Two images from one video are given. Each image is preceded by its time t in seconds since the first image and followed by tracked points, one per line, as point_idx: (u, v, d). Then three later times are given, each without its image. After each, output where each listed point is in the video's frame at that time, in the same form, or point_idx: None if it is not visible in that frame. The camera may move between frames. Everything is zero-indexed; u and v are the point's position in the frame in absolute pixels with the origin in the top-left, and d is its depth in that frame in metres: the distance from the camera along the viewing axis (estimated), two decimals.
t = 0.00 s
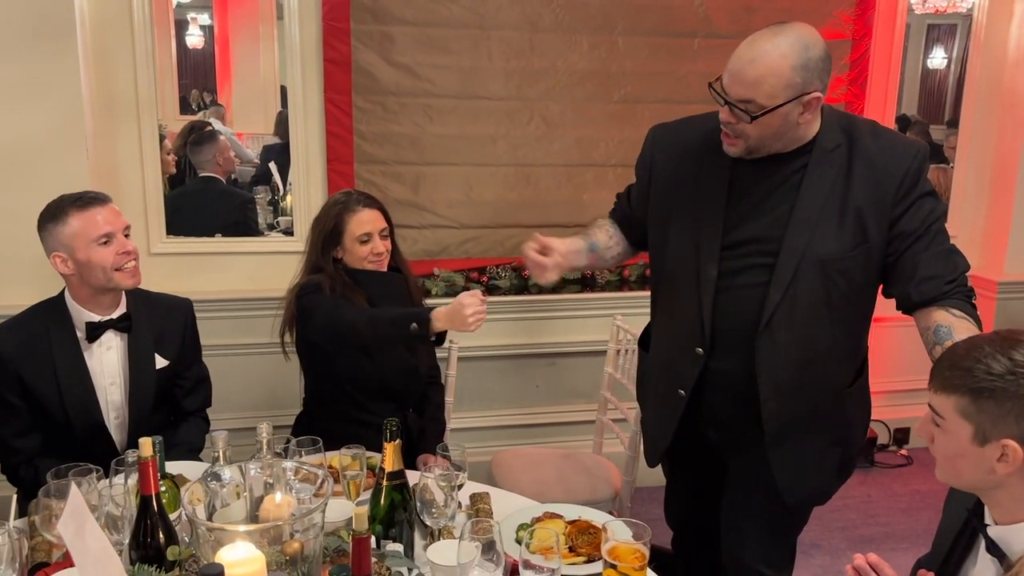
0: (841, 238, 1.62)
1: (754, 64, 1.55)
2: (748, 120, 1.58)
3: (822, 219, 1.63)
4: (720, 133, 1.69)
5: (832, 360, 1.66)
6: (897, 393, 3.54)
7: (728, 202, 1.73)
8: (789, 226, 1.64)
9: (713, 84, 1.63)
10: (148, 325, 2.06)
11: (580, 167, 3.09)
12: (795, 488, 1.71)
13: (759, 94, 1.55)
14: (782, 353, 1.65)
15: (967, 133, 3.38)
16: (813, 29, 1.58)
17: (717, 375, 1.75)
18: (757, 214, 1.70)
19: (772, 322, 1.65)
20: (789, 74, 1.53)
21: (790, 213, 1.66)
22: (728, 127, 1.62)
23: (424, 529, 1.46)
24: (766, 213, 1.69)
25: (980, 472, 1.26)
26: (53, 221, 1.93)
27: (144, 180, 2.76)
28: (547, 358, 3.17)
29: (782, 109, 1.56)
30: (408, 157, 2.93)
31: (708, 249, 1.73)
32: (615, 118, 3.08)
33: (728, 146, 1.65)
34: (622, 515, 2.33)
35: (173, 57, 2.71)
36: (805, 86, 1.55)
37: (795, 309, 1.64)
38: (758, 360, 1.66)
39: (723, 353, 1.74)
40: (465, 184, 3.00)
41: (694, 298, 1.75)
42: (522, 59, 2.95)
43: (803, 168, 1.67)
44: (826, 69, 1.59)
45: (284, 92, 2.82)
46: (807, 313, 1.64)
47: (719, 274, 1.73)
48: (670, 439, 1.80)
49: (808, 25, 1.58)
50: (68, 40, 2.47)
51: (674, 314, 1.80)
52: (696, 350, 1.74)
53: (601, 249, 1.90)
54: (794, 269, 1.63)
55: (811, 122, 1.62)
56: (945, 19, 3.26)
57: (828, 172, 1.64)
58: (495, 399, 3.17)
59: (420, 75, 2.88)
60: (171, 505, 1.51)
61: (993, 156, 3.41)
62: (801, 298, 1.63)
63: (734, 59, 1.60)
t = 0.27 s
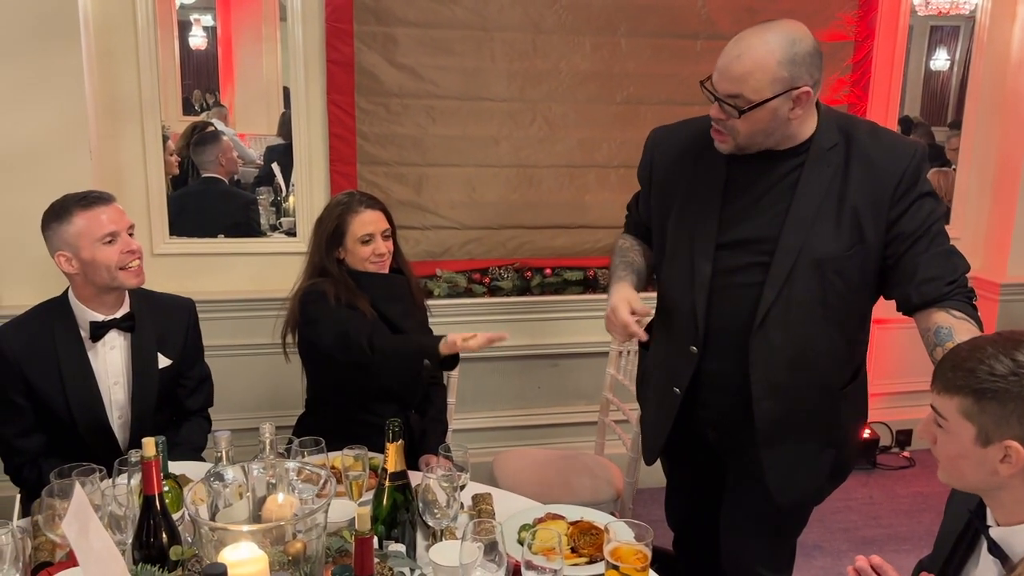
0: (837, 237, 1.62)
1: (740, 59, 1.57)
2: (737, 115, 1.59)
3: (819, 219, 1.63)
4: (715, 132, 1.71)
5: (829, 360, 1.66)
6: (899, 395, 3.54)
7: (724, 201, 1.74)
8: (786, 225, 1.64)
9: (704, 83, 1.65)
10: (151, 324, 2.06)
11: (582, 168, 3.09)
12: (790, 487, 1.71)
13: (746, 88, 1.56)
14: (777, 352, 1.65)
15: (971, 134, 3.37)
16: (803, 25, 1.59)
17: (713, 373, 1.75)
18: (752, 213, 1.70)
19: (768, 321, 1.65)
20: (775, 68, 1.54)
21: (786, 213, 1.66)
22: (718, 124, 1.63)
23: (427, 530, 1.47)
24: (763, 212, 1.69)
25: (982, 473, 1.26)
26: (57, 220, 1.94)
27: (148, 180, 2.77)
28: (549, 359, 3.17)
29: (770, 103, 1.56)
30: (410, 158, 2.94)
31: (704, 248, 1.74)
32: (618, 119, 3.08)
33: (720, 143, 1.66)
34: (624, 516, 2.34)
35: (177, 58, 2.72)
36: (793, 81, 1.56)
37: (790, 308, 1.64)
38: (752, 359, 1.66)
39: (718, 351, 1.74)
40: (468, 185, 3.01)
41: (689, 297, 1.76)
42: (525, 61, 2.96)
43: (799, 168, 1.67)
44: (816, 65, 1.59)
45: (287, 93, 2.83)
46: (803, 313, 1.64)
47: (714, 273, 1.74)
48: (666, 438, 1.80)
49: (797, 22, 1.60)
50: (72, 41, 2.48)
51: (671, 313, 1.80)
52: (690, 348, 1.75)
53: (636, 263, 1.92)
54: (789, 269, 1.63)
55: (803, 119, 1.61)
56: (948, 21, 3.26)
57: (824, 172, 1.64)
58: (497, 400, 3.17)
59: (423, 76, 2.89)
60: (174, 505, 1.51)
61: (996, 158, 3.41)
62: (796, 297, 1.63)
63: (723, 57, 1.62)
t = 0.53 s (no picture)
0: (836, 239, 1.62)
1: (728, 63, 1.58)
2: (729, 118, 1.60)
3: (817, 221, 1.63)
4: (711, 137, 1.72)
5: (828, 362, 1.65)
6: (900, 397, 3.54)
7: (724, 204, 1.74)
8: (784, 227, 1.64)
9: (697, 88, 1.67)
10: (152, 324, 2.06)
11: (583, 170, 3.09)
12: (790, 489, 1.70)
13: (735, 91, 1.57)
14: (776, 354, 1.65)
15: (973, 136, 3.37)
16: (791, 26, 1.60)
17: (712, 376, 1.75)
18: (751, 216, 1.70)
19: (766, 323, 1.65)
20: (762, 70, 1.55)
21: (784, 215, 1.66)
22: (712, 128, 1.64)
23: (427, 531, 1.48)
24: (762, 214, 1.69)
25: (982, 475, 1.26)
26: (60, 220, 1.94)
27: (149, 181, 2.77)
28: (551, 360, 3.17)
29: (760, 105, 1.56)
30: (411, 160, 2.94)
31: (703, 251, 1.74)
32: (619, 120, 3.08)
33: (717, 147, 1.67)
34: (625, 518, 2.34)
35: (179, 59, 2.73)
36: (782, 82, 1.56)
37: (789, 310, 1.64)
38: (751, 361, 1.66)
39: (717, 354, 1.74)
40: (469, 186, 3.01)
41: (689, 299, 1.75)
42: (526, 62, 2.96)
43: (798, 170, 1.67)
44: (806, 65, 1.59)
45: (288, 94, 2.83)
46: (802, 315, 1.63)
47: (713, 276, 1.73)
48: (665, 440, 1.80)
49: (786, 22, 1.60)
50: (74, 41, 2.48)
51: (670, 316, 1.80)
52: (689, 350, 1.75)
53: (618, 271, 1.93)
54: (788, 271, 1.63)
55: (796, 119, 1.61)
56: (950, 22, 3.25)
57: (823, 174, 1.64)
58: (498, 401, 3.17)
59: (424, 77, 2.89)
60: (174, 506, 1.51)
61: (998, 159, 3.41)
62: (795, 300, 1.63)
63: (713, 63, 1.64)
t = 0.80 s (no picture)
0: (835, 241, 1.62)
1: (719, 67, 1.58)
2: (722, 122, 1.60)
3: (816, 223, 1.63)
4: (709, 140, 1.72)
5: (828, 365, 1.65)
6: (901, 399, 3.53)
7: (723, 206, 1.73)
8: (783, 229, 1.64)
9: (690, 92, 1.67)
10: (152, 324, 2.06)
11: (584, 171, 3.09)
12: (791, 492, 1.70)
13: (727, 95, 1.57)
14: (774, 357, 1.64)
15: (974, 137, 3.37)
16: (782, 28, 1.59)
17: (712, 379, 1.75)
18: (750, 218, 1.70)
19: (766, 326, 1.64)
20: (753, 72, 1.55)
21: (783, 217, 1.66)
22: (707, 132, 1.65)
23: (427, 532, 1.48)
24: (761, 216, 1.69)
25: (985, 475, 1.25)
26: (63, 221, 1.93)
27: (149, 181, 2.77)
28: (552, 361, 3.17)
29: (753, 107, 1.56)
30: (412, 161, 2.93)
31: (702, 254, 1.73)
32: (620, 121, 3.08)
33: (714, 151, 1.67)
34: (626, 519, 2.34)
35: (179, 59, 2.73)
36: (775, 84, 1.56)
37: (788, 312, 1.63)
38: (751, 364, 1.65)
39: (718, 357, 1.73)
40: (469, 187, 3.00)
41: (688, 302, 1.75)
42: (527, 62, 2.95)
43: (796, 172, 1.67)
44: (798, 65, 1.58)
45: (289, 94, 2.83)
46: (802, 318, 1.63)
47: (713, 279, 1.73)
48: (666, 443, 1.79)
49: (777, 24, 1.60)
50: (75, 42, 2.48)
51: (670, 318, 1.80)
52: (689, 353, 1.74)
53: (601, 284, 1.94)
54: (787, 274, 1.63)
55: (791, 120, 1.61)
56: (951, 24, 3.25)
57: (821, 176, 1.64)
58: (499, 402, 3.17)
59: (425, 78, 2.89)
60: (174, 507, 1.51)
61: (999, 161, 3.41)
62: (794, 302, 1.63)
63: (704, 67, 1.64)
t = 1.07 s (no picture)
0: (835, 242, 1.61)
1: (717, 70, 1.58)
2: (721, 126, 1.59)
3: (817, 225, 1.63)
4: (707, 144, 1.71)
5: (829, 367, 1.65)
6: (902, 400, 3.53)
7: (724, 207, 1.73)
8: (784, 232, 1.64)
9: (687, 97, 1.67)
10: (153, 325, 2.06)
11: (585, 171, 3.09)
12: (793, 493, 1.70)
13: (726, 99, 1.57)
14: (776, 359, 1.64)
15: (975, 138, 3.36)
16: (778, 30, 1.59)
17: (714, 382, 1.74)
18: (751, 219, 1.69)
19: (767, 328, 1.64)
20: (751, 76, 1.55)
21: (784, 219, 1.65)
22: (707, 136, 1.64)
23: (428, 533, 1.47)
24: (761, 218, 1.68)
25: (987, 475, 1.25)
26: (64, 222, 1.93)
27: (150, 182, 2.77)
28: (552, 362, 3.16)
29: (752, 111, 1.56)
30: (413, 161, 2.93)
31: (703, 256, 1.73)
32: (621, 122, 3.07)
33: (714, 155, 1.67)
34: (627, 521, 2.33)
35: (180, 60, 2.73)
36: (773, 86, 1.55)
37: (789, 314, 1.63)
38: (752, 366, 1.65)
39: (719, 359, 1.73)
40: (470, 188, 3.00)
41: (690, 304, 1.75)
42: (528, 63, 2.95)
43: (797, 174, 1.66)
44: (796, 67, 1.58)
45: (290, 95, 2.83)
46: (803, 320, 1.63)
47: (714, 281, 1.73)
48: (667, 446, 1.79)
49: (774, 27, 1.59)
50: (76, 43, 2.48)
51: (670, 321, 1.80)
52: (691, 356, 1.74)
53: (596, 289, 1.93)
54: (788, 276, 1.62)
55: (790, 122, 1.60)
56: (952, 25, 3.25)
57: (822, 177, 1.64)
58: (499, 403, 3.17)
59: (426, 79, 2.89)
60: (174, 508, 1.51)
61: (1000, 161, 3.41)
62: (795, 304, 1.63)
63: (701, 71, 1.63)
